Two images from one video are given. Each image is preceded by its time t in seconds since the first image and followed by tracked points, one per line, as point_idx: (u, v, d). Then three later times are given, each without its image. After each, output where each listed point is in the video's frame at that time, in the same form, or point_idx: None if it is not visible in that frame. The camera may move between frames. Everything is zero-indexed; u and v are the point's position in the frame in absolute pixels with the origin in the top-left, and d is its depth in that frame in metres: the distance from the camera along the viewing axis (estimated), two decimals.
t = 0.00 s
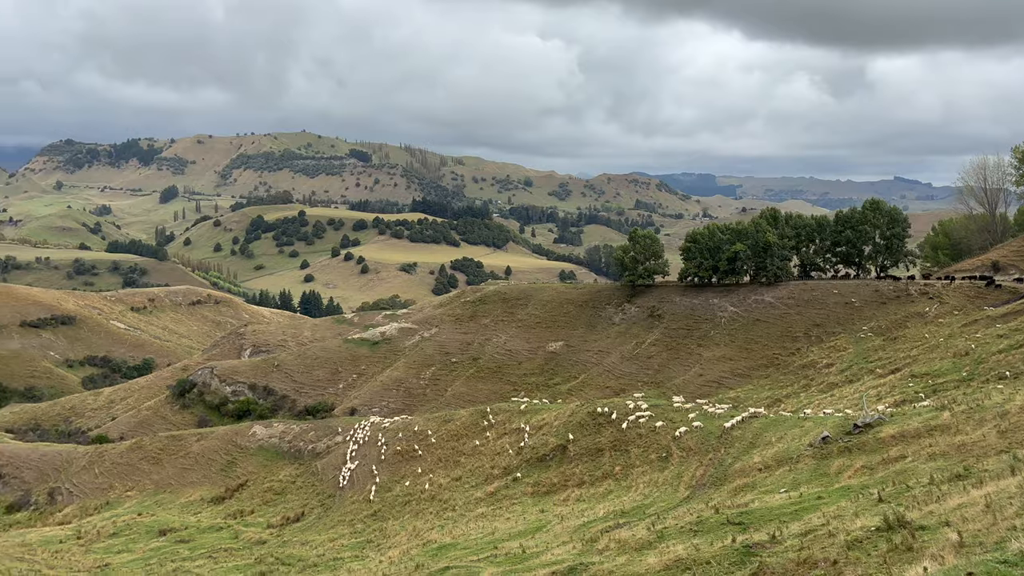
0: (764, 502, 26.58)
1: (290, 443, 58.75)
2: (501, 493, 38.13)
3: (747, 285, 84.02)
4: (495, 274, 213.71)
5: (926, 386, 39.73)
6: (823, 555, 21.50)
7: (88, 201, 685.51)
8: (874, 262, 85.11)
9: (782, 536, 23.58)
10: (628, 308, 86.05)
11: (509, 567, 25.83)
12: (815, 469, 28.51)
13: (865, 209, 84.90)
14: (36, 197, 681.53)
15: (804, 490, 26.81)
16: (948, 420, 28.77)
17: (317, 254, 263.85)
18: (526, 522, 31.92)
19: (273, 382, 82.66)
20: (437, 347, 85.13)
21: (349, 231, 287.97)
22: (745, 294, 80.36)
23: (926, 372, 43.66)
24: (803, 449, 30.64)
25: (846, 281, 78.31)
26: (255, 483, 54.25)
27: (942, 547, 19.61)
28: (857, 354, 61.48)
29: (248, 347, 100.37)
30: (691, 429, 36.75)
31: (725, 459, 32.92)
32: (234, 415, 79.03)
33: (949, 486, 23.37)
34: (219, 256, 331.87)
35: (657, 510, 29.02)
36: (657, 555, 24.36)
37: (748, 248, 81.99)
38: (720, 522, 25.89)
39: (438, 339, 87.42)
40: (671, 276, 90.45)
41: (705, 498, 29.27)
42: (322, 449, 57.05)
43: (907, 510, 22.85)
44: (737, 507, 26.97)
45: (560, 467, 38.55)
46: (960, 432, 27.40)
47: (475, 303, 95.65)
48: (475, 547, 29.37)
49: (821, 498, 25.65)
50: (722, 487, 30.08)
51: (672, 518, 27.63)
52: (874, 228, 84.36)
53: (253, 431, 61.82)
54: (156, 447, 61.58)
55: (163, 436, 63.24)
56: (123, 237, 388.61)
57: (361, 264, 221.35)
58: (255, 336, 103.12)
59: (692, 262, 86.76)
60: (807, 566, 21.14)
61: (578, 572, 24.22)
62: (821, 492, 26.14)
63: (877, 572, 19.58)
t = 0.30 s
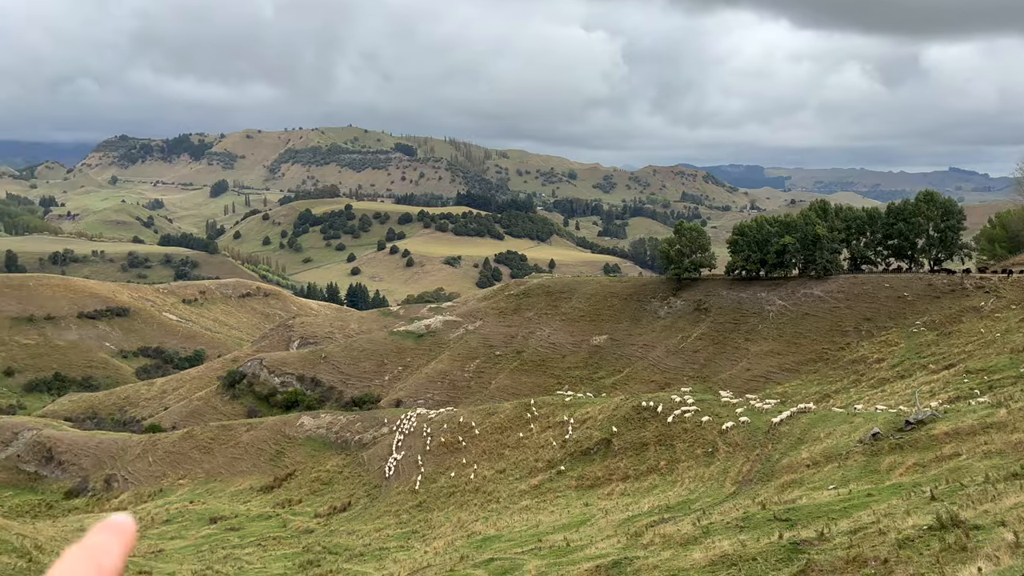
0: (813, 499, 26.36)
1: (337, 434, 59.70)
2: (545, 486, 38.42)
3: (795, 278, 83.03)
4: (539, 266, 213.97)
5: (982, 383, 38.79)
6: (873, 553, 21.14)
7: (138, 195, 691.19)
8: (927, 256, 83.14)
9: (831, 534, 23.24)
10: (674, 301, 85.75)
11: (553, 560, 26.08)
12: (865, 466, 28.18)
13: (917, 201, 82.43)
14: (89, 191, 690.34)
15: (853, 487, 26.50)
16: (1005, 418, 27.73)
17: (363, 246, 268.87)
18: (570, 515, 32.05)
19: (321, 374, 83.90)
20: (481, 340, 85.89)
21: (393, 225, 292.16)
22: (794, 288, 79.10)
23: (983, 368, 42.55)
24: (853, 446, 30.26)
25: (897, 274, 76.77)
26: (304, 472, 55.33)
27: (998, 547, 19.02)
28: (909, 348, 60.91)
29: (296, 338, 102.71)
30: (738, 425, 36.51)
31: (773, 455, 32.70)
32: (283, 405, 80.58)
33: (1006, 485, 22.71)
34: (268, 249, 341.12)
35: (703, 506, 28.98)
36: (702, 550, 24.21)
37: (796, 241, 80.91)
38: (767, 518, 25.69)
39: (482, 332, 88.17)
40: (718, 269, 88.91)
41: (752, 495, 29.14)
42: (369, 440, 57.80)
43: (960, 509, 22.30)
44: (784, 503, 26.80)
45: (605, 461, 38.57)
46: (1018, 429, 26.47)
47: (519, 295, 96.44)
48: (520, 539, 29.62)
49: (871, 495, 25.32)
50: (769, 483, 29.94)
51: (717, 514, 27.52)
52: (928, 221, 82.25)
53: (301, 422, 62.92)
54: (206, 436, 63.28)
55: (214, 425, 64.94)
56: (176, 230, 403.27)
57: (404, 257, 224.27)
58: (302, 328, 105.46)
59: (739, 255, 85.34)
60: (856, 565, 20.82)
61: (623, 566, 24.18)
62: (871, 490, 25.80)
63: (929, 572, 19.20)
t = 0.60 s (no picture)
0: (850, 495, 26.16)
1: (371, 425, 60.17)
2: (579, 479, 38.46)
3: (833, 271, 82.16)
4: (573, 259, 213.93)
5: None
6: (912, 551, 20.86)
7: (175, 189, 691.61)
8: (969, 248, 81.53)
9: (868, 530, 22.99)
10: (709, 295, 84.90)
11: (586, 553, 26.16)
12: (904, 462, 27.88)
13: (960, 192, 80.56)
14: (128, 185, 690.37)
15: (891, 483, 26.24)
16: None
17: (397, 239, 271.22)
18: (603, 509, 32.13)
19: (356, 365, 84.69)
20: (515, 333, 86.25)
21: (425, 218, 294.44)
22: (832, 281, 78.17)
23: None
24: (891, 441, 29.98)
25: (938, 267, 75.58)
26: (340, 463, 56.04)
27: None
28: (950, 343, 60.04)
29: (332, 331, 104.30)
30: (773, 420, 36.34)
31: (809, 450, 32.53)
32: (319, 397, 81.67)
33: None
34: (305, 242, 347.32)
35: (739, 500, 28.92)
36: (736, 545, 24.09)
37: (834, 234, 79.62)
38: (803, 514, 25.51)
39: (515, 325, 88.65)
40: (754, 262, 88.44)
41: (787, 489, 28.99)
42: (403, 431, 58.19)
43: (1003, 506, 21.84)
44: (820, 498, 26.62)
45: (638, 455, 38.60)
46: None
47: (551, 289, 96.57)
48: (553, 532, 29.74)
49: (910, 492, 25.03)
50: (805, 478, 29.78)
51: (753, 509, 27.41)
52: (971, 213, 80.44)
53: (336, 413, 63.62)
54: (245, 427, 64.48)
55: (252, 416, 66.07)
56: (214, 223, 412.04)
57: (437, 248, 226.08)
58: (337, 321, 107.03)
59: (777, 248, 84.90)
60: (894, 562, 20.59)
61: (656, 560, 24.12)
62: (910, 486, 25.52)
63: (969, 569, 18.90)
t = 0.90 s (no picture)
0: (868, 491, 26.04)
1: (388, 420, 60.33)
2: (595, 474, 38.49)
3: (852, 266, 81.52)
4: (589, 253, 213.57)
5: None
6: (931, 547, 20.75)
7: (191, 184, 693.23)
8: (990, 243, 80.49)
9: (887, 526, 22.88)
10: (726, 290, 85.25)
11: (602, 548, 26.19)
12: (924, 458, 27.71)
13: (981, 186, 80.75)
14: (145, 181, 691.00)
15: (910, 480, 26.06)
16: None
17: (413, 235, 272.15)
18: (619, 504, 32.12)
19: (373, 360, 84.97)
20: (530, 328, 86.27)
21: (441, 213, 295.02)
22: (851, 276, 77.87)
23: None
24: (910, 437, 29.80)
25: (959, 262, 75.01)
26: (358, 457, 56.34)
27: None
28: (970, 339, 59.50)
29: (348, 326, 104.90)
30: (791, 416, 36.14)
31: (827, 446, 32.39)
32: (336, 391, 81.72)
33: None
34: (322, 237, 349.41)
35: (756, 496, 28.85)
36: (754, 541, 24.01)
37: (853, 228, 79.39)
38: (820, 510, 25.42)
39: (531, 320, 88.71)
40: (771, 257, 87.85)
41: (805, 485, 28.88)
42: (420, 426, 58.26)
43: None
44: (839, 495, 26.49)
45: (654, 450, 38.53)
46: None
47: (567, 284, 96.47)
48: (569, 526, 29.79)
49: (929, 488, 24.87)
50: (823, 474, 29.66)
51: (770, 505, 27.34)
52: (992, 207, 79.91)
53: (353, 408, 63.91)
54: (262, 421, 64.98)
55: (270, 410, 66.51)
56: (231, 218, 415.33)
57: (453, 243, 226.60)
58: (354, 316, 107.65)
59: (795, 242, 84.27)
60: (913, 559, 20.48)
61: (673, 555, 24.11)
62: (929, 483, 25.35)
63: (989, 567, 18.72)
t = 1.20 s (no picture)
0: (870, 487, 26.06)
1: (390, 417, 60.35)
2: (597, 471, 38.49)
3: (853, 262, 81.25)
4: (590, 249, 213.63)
5: None
6: (933, 543, 20.76)
7: (192, 182, 693.17)
8: (991, 238, 80.70)
9: (889, 522, 22.90)
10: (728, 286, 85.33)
11: (605, 544, 26.20)
12: (926, 454, 27.69)
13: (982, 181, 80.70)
14: (145, 178, 690.89)
15: (912, 475, 26.06)
16: None
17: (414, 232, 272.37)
18: (621, 500, 32.14)
19: (374, 358, 84.93)
20: (532, 325, 86.33)
21: (442, 210, 295.15)
22: (853, 272, 77.73)
23: None
24: (912, 433, 29.77)
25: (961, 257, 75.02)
26: (360, 454, 56.37)
27: None
28: (971, 334, 59.45)
29: (350, 323, 105.08)
30: (792, 412, 36.18)
31: (829, 442, 32.40)
32: (338, 388, 82.07)
33: None
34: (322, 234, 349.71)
35: (758, 492, 28.87)
36: (756, 537, 24.04)
37: (855, 224, 79.19)
38: (822, 505, 25.44)
39: (533, 317, 88.81)
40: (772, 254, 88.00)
41: (806, 481, 28.91)
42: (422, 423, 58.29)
43: None
44: (840, 490, 26.52)
45: (656, 447, 38.55)
46: None
47: (568, 280, 96.57)
48: (571, 523, 29.81)
49: (931, 484, 24.87)
50: (824, 470, 29.69)
51: (772, 500, 27.36)
52: (994, 202, 80.05)
53: (355, 405, 63.98)
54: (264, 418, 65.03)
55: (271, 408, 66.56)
56: (232, 216, 415.37)
57: (454, 240, 226.73)
58: (356, 314, 107.93)
59: (796, 238, 84.02)
60: (915, 554, 20.49)
61: (676, 551, 24.12)
62: (931, 478, 25.34)
63: (991, 562, 18.79)
